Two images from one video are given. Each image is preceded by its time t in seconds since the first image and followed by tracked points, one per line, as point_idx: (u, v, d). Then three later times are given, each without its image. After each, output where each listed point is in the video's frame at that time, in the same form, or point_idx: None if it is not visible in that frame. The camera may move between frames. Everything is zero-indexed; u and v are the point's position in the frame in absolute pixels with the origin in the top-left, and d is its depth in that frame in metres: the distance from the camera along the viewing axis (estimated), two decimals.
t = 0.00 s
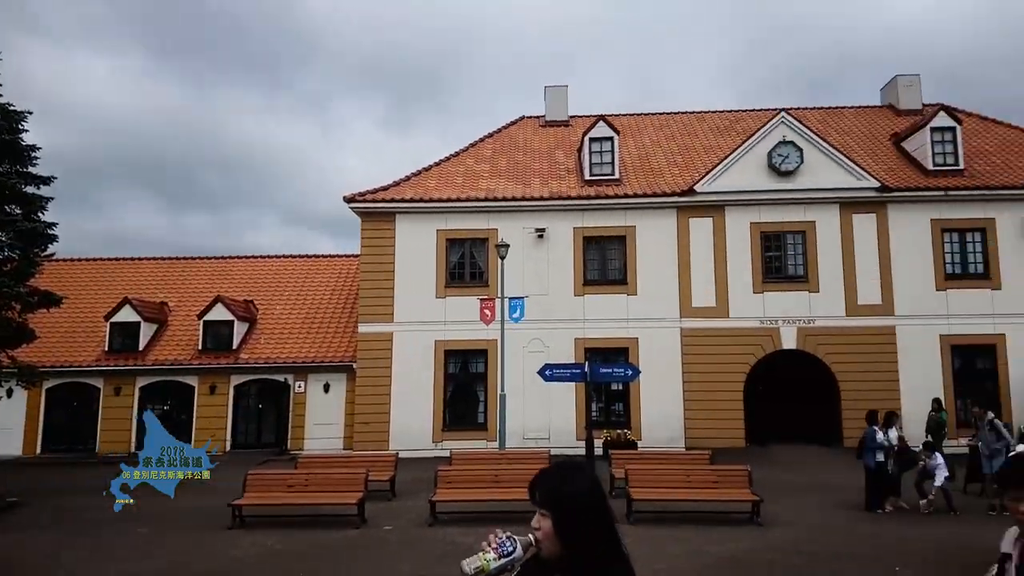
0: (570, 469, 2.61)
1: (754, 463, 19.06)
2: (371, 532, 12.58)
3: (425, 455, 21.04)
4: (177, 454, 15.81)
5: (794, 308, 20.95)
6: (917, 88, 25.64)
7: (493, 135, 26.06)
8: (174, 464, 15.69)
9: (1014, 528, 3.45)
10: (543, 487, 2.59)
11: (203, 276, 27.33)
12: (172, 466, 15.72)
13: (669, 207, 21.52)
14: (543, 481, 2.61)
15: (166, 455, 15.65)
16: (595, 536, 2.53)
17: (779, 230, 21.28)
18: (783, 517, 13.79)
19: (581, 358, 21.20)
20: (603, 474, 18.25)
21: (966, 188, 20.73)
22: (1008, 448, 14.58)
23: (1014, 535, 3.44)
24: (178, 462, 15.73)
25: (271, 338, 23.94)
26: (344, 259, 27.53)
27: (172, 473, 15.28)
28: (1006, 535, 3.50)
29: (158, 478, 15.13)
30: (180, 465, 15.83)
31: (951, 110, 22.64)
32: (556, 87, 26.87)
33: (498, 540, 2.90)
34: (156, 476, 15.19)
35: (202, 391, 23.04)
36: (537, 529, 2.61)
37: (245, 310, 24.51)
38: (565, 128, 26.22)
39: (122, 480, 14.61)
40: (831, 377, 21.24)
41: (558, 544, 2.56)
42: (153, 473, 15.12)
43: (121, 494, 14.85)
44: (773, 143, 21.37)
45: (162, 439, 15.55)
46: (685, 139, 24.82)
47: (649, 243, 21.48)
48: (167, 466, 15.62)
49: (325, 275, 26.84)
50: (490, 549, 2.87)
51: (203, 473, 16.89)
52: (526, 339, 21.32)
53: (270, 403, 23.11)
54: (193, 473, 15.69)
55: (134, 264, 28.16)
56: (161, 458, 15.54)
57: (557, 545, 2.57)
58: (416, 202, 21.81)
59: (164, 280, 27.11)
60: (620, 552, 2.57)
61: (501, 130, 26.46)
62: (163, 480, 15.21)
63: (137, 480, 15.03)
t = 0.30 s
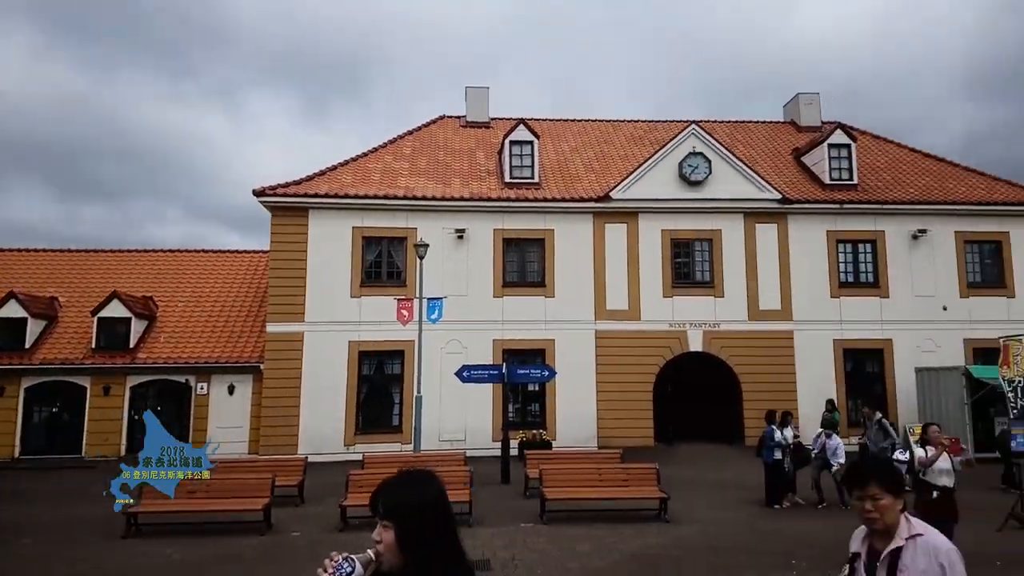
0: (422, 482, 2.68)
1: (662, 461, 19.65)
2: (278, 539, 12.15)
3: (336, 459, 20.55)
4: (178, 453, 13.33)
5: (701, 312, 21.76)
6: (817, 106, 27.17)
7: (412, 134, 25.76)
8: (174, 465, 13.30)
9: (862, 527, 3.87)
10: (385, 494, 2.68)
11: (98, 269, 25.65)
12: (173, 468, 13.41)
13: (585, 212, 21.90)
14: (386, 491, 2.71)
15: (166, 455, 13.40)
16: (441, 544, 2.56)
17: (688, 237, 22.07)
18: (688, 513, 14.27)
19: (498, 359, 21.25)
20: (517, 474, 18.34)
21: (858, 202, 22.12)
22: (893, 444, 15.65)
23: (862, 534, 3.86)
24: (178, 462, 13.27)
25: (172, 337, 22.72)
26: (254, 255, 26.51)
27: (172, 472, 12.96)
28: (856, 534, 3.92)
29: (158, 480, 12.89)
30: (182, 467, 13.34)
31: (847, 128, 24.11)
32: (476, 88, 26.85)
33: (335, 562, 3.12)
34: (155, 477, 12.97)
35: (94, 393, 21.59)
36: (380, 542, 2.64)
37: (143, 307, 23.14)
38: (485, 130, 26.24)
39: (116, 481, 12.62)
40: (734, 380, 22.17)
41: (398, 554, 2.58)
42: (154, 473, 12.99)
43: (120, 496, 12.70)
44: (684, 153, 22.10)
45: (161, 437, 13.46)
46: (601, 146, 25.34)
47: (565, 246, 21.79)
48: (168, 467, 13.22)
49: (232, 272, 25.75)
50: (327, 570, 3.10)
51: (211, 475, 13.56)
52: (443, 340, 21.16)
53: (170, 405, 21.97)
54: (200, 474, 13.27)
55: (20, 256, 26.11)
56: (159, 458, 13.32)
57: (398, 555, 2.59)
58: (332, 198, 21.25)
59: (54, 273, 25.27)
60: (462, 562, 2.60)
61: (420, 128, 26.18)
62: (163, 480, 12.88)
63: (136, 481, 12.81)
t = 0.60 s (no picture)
0: (297, 484, 2.64)
1: (599, 461, 19.89)
2: (207, 544, 11.73)
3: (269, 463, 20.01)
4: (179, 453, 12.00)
5: (639, 314, 22.14)
6: (750, 116, 28.06)
7: (352, 130, 25.33)
8: (174, 465, 12.07)
9: (746, 522, 3.99)
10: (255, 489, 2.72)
11: (13, 263, 24.23)
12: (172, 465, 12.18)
13: (527, 214, 21.98)
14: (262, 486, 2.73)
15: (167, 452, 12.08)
16: (315, 549, 2.53)
17: (628, 241, 22.42)
18: (624, 512, 14.49)
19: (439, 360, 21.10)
20: (455, 475, 18.25)
21: (789, 210, 22.94)
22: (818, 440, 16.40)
23: (746, 528, 3.99)
24: (179, 462, 12.03)
25: (94, 336, 21.62)
26: (184, 252, 25.56)
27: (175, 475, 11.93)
28: (740, 528, 4.04)
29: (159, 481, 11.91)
30: (183, 466, 12.09)
31: (778, 138, 24.97)
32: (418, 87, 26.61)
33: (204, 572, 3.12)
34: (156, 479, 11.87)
35: (9, 394, 20.32)
36: (253, 548, 2.62)
37: (64, 303, 21.93)
38: (427, 129, 26.03)
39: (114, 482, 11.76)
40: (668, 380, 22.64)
41: (270, 560, 2.56)
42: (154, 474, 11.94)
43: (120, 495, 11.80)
44: (624, 158, 22.45)
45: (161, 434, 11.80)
46: (543, 149, 25.50)
47: (508, 248, 21.81)
48: (168, 467, 12.04)
49: (161, 269, 24.77)
50: None
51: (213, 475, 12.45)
52: (382, 341, 20.85)
53: (93, 407, 20.94)
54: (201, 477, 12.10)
55: None
56: (160, 457, 11.96)
57: (270, 561, 2.56)
58: (268, 193, 20.66)
59: None
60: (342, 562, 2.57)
61: (361, 125, 25.78)
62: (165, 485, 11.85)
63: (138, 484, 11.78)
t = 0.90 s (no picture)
0: (160, 501, 2.77)
1: (539, 461, 19.93)
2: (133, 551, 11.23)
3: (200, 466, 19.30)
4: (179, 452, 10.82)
5: (581, 315, 22.32)
6: (690, 123, 28.67)
7: (292, 124, 24.71)
8: (174, 466, 10.83)
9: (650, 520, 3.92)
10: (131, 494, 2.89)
11: None
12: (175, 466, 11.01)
13: (471, 214, 21.88)
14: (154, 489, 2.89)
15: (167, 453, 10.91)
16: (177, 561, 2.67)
17: (572, 243, 22.58)
18: (563, 511, 14.56)
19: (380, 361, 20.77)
20: (395, 478, 17.99)
21: (725, 216, 23.54)
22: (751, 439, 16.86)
23: (649, 526, 3.91)
24: (179, 462, 10.80)
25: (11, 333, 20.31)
26: (112, 246, 24.42)
27: (173, 474, 10.73)
28: (643, 528, 3.96)
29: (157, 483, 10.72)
30: (183, 466, 10.89)
31: (716, 146, 25.61)
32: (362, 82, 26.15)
33: None
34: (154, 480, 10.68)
35: None
36: (113, 567, 2.78)
37: None
38: (370, 125, 25.61)
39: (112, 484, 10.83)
40: (608, 381, 22.92)
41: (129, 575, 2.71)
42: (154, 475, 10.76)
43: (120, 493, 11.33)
44: (569, 162, 22.60)
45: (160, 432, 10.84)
46: (487, 150, 25.44)
47: (452, 247, 21.66)
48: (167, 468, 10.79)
49: (86, 264, 23.60)
50: None
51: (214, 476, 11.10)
52: (321, 341, 20.39)
53: (13, 411, 19.87)
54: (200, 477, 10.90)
55: None
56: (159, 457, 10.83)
57: None
58: (204, 187, 19.93)
59: None
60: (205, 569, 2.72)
61: (301, 120, 25.18)
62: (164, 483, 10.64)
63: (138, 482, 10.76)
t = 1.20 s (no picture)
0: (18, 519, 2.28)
1: (489, 462, 19.90)
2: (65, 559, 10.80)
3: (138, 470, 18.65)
4: (178, 453, 13.64)
5: (533, 316, 22.38)
6: (641, 128, 29.06)
7: (239, 118, 24.09)
8: (174, 465, 13.57)
9: (575, 528, 3.82)
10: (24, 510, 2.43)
11: None
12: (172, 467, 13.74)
13: (423, 214, 21.70)
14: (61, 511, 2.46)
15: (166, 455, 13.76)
16: None
17: (524, 244, 22.61)
18: (513, 511, 14.55)
19: (328, 362, 20.41)
20: (342, 480, 17.70)
21: (674, 220, 23.94)
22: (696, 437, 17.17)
23: (574, 534, 3.80)
24: (179, 461, 13.57)
25: None
26: (46, 240, 23.37)
27: (174, 472, 13.09)
28: (566, 537, 3.85)
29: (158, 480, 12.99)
30: (182, 466, 13.64)
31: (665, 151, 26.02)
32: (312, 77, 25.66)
33: None
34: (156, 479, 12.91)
35: None
36: None
37: None
38: (320, 121, 25.15)
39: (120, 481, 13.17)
40: (558, 381, 23.05)
41: None
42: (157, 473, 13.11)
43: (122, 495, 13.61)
44: (521, 163, 22.63)
45: (161, 437, 13.81)
46: (440, 149, 25.28)
47: (402, 246, 21.43)
48: (167, 467, 13.55)
49: (17, 258, 22.52)
50: None
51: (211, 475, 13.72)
52: (266, 341, 19.93)
53: None
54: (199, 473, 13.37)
55: None
56: (159, 458, 13.56)
57: None
58: (144, 182, 19.22)
59: None
60: None
61: (248, 114, 24.58)
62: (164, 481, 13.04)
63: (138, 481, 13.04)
